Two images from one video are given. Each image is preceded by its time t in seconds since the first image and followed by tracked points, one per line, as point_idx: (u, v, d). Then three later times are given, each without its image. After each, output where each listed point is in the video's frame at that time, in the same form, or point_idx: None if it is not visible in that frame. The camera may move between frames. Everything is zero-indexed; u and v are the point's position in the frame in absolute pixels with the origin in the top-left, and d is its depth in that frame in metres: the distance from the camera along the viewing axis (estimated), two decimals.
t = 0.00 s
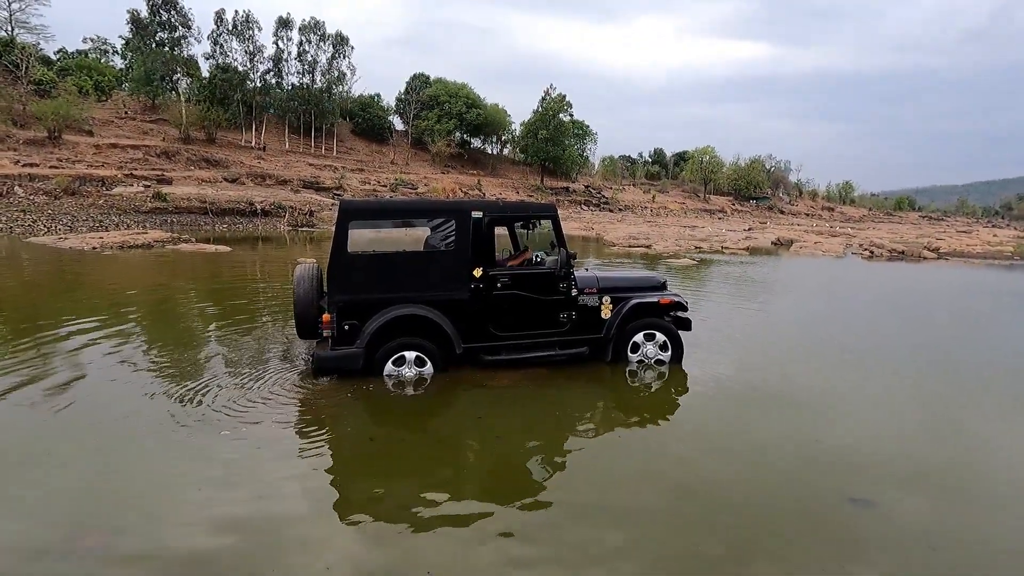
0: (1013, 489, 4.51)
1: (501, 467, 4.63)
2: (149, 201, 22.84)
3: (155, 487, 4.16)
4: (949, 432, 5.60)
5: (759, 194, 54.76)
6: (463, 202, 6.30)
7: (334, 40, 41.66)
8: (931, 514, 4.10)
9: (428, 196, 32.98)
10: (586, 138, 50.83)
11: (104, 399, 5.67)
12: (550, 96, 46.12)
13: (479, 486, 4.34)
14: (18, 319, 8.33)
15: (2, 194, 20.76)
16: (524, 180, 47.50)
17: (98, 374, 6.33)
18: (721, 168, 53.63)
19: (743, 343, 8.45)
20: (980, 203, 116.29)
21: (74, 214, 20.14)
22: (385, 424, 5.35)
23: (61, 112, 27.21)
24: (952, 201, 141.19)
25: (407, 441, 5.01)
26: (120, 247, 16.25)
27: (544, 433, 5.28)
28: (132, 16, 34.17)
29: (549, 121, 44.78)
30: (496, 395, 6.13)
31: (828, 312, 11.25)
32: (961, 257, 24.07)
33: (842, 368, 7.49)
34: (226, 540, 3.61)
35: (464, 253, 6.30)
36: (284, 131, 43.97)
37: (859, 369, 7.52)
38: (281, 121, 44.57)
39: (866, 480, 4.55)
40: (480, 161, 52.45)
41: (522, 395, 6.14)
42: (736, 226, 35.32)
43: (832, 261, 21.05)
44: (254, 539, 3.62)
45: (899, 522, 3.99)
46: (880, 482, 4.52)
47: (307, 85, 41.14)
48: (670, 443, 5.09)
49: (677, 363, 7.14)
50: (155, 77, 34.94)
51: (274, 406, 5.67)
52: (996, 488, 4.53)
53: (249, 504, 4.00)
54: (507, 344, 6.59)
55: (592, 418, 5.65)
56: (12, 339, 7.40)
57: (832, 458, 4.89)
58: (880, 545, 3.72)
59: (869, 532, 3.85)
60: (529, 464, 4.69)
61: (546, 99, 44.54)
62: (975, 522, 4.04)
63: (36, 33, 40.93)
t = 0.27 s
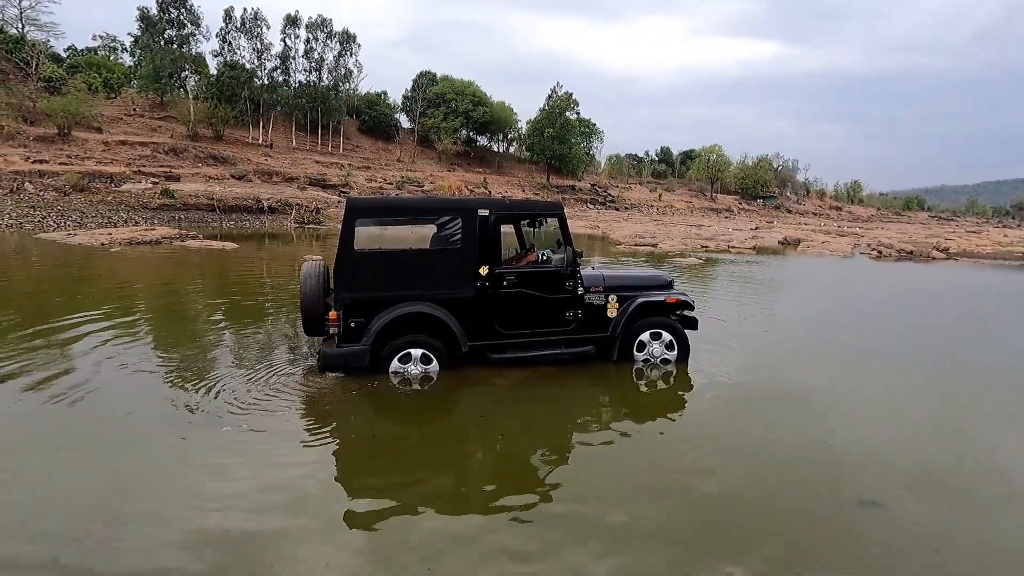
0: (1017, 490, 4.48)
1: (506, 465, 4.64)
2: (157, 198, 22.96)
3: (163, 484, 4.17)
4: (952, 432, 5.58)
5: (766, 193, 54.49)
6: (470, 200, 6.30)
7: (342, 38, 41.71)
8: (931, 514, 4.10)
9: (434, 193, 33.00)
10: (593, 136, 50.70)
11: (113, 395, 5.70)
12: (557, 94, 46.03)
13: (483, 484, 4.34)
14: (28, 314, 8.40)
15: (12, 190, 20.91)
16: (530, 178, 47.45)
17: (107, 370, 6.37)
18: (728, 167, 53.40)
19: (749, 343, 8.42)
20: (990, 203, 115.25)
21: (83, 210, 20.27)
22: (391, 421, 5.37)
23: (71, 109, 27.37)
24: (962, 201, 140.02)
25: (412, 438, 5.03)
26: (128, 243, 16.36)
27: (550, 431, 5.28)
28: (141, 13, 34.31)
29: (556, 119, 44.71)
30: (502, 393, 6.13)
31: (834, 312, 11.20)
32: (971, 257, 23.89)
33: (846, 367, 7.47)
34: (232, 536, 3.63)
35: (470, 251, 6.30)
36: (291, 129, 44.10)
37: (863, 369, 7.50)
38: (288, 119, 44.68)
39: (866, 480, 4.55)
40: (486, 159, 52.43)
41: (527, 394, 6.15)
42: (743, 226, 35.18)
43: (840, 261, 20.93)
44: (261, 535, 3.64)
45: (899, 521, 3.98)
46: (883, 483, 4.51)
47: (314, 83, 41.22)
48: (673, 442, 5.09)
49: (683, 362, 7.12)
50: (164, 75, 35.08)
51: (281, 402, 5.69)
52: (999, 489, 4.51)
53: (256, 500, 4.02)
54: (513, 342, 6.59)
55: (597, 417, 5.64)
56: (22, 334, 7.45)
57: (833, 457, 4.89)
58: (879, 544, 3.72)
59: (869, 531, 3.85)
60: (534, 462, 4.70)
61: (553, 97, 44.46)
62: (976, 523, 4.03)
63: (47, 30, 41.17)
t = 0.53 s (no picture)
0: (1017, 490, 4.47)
1: (507, 462, 4.64)
2: (159, 196, 22.98)
3: (164, 479, 4.17)
4: (952, 431, 5.56)
5: (768, 191, 54.43)
6: (471, 198, 6.30)
7: (343, 35, 41.66)
8: (931, 513, 4.08)
9: (436, 191, 33.00)
10: (595, 134, 50.65)
11: (115, 392, 5.69)
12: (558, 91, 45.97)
13: (485, 480, 4.36)
14: (30, 312, 8.40)
15: (13, 188, 20.92)
16: (531, 176, 47.42)
17: (109, 366, 6.37)
18: (730, 165, 53.34)
19: (750, 341, 8.41)
20: (992, 202, 115.08)
21: (85, 207, 20.27)
22: (392, 418, 5.37)
23: (72, 107, 27.37)
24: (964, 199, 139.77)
25: (414, 436, 5.04)
26: (130, 241, 16.37)
27: (551, 428, 5.28)
28: (143, 11, 34.26)
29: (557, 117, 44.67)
30: (503, 391, 6.13)
31: (836, 310, 11.18)
32: (972, 255, 23.87)
33: (847, 366, 7.44)
34: (233, 531, 3.63)
35: (473, 248, 6.30)
36: (292, 126, 44.08)
37: (865, 367, 7.47)
38: (289, 116, 44.66)
39: (866, 479, 4.54)
40: (487, 156, 52.40)
41: (530, 391, 6.14)
42: (745, 223, 35.14)
43: (841, 259, 20.92)
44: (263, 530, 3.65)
45: (899, 521, 3.97)
46: (883, 482, 4.49)
47: (315, 80, 41.18)
48: (675, 440, 5.09)
49: (685, 360, 7.11)
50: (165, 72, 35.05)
51: (283, 400, 5.69)
52: (999, 488, 4.50)
53: (258, 495, 4.03)
54: (514, 339, 6.59)
55: (599, 415, 5.64)
56: (23, 331, 7.45)
57: (833, 456, 4.87)
58: (878, 544, 3.71)
59: (869, 531, 3.84)
60: (536, 460, 4.70)
61: (554, 94, 44.41)
62: (977, 523, 4.01)
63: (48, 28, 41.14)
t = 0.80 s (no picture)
0: (1011, 487, 4.49)
1: (501, 464, 4.62)
2: (145, 199, 22.74)
3: (153, 487, 4.12)
4: (952, 430, 5.53)
5: (757, 189, 54.78)
6: (461, 198, 6.29)
7: (330, 36, 41.44)
8: (927, 512, 4.09)
9: (426, 191, 32.93)
10: (584, 133, 50.72)
11: (102, 399, 5.61)
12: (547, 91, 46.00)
13: (478, 482, 4.35)
14: (15, 318, 8.30)
15: None
16: (521, 176, 47.43)
17: (96, 373, 6.28)
18: (719, 163, 53.62)
19: (742, 339, 8.44)
20: (977, 197, 116.51)
21: (70, 211, 20.04)
22: (384, 420, 5.35)
23: (56, 109, 27.03)
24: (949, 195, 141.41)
25: (407, 438, 5.02)
26: (116, 245, 16.18)
27: (544, 429, 5.28)
28: (128, 12, 33.91)
29: (546, 117, 44.71)
30: (496, 391, 6.12)
31: (826, 307, 11.25)
32: (958, 250, 24.14)
33: (847, 366, 7.39)
34: (224, 539, 3.59)
35: (463, 249, 6.29)
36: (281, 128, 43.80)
37: (865, 367, 7.43)
38: (277, 118, 44.38)
39: (862, 477, 4.54)
40: (477, 156, 52.35)
41: (522, 392, 6.14)
42: (734, 221, 35.33)
43: (830, 255, 21.09)
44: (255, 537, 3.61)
45: (897, 521, 3.96)
46: (879, 480, 4.50)
47: (303, 81, 40.94)
48: (670, 440, 5.08)
49: (676, 358, 7.14)
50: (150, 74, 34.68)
51: (274, 404, 5.64)
52: (994, 485, 4.51)
53: (249, 501, 3.99)
54: (506, 340, 6.58)
55: (592, 414, 5.64)
56: (8, 337, 7.37)
57: (830, 455, 4.86)
58: (875, 543, 3.70)
59: (867, 531, 3.83)
60: (530, 460, 4.70)
61: (543, 94, 44.44)
62: (975, 523, 3.99)
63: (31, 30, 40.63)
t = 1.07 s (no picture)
0: (1001, 482, 4.54)
1: (496, 464, 4.62)
2: (136, 201, 22.58)
3: (145, 488, 4.09)
4: (943, 426, 5.59)
5: (749, 188, 55.01)
6: (454, 199, 6.28)
7: (322, 36, 41.29)
8: (918, 506, 4.13)
9: (419, 192, 32.87)
10: (577, 133, 50.78)
11: (91, 402, 5.57)
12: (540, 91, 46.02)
13: (474, 481, 4.35)
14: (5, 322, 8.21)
15: None
16: (514, 176, 47.43)
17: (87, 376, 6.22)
18: (711, 162, 53.82)
19: (736, 337, 8.48)
20: (966, 195, 117.43)
21: (59, 214, 19.86)
22: (379, 421, 5.33)
23: (44, 111, 26.79)
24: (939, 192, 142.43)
25: (403, 439, 5.01)
26: (106, 248, 16.04)
27: (539, 428, 5.28)
28: (117, 13, 33.63)
29: (539, 117, 44.73)
30: (490, 391, 6.13)
31: (821, 305, 11.29)
32: (948, 247, 24.35)
33: (845, 364, 7.40)
34: (218, 537, 3.58)
35: (457, 249, 6.28)
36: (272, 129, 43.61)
37: (857, 363, 7.49)
38: (268, 119, 44.17)
39: (854, 473, 4.58)
40: (470, 156, 52.31)
41: (517, 391, 6.15)
42: (727, 220, 35.48)
43: (822, 253, 21.20)
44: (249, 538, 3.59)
45: (887, 517, 3.99)
46: (870, 476, 4.54)
47: (295, 82, 40.76)
48: (666, 438, 5.09)
49: (670, 357, 7.16)
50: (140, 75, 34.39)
51: (267, 406, 5.61)
52: (984, 480, 4.56)
53: (241, 502, 3.96)
54: (501, 340, 6.58)
55: (586, 413, 5.65)
56: None
57: (823, 451, 4.91)
58: (862, 537, 3.73)
59: (856, 525, 3.87)
60: (524, 459, 4.71)
61: (536, 94, 44.46)
62: (966, 517, 4.04)
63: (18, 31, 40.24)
